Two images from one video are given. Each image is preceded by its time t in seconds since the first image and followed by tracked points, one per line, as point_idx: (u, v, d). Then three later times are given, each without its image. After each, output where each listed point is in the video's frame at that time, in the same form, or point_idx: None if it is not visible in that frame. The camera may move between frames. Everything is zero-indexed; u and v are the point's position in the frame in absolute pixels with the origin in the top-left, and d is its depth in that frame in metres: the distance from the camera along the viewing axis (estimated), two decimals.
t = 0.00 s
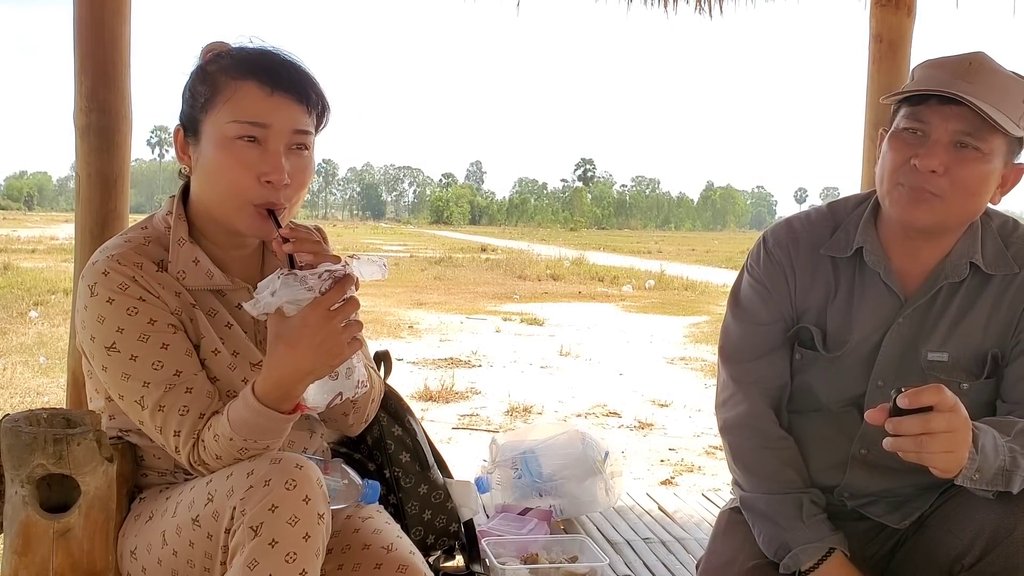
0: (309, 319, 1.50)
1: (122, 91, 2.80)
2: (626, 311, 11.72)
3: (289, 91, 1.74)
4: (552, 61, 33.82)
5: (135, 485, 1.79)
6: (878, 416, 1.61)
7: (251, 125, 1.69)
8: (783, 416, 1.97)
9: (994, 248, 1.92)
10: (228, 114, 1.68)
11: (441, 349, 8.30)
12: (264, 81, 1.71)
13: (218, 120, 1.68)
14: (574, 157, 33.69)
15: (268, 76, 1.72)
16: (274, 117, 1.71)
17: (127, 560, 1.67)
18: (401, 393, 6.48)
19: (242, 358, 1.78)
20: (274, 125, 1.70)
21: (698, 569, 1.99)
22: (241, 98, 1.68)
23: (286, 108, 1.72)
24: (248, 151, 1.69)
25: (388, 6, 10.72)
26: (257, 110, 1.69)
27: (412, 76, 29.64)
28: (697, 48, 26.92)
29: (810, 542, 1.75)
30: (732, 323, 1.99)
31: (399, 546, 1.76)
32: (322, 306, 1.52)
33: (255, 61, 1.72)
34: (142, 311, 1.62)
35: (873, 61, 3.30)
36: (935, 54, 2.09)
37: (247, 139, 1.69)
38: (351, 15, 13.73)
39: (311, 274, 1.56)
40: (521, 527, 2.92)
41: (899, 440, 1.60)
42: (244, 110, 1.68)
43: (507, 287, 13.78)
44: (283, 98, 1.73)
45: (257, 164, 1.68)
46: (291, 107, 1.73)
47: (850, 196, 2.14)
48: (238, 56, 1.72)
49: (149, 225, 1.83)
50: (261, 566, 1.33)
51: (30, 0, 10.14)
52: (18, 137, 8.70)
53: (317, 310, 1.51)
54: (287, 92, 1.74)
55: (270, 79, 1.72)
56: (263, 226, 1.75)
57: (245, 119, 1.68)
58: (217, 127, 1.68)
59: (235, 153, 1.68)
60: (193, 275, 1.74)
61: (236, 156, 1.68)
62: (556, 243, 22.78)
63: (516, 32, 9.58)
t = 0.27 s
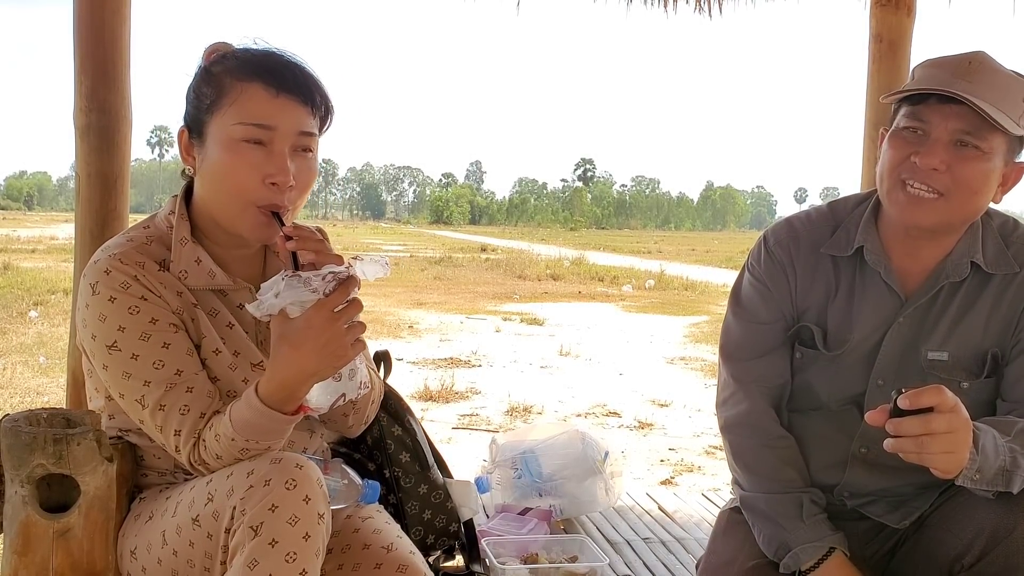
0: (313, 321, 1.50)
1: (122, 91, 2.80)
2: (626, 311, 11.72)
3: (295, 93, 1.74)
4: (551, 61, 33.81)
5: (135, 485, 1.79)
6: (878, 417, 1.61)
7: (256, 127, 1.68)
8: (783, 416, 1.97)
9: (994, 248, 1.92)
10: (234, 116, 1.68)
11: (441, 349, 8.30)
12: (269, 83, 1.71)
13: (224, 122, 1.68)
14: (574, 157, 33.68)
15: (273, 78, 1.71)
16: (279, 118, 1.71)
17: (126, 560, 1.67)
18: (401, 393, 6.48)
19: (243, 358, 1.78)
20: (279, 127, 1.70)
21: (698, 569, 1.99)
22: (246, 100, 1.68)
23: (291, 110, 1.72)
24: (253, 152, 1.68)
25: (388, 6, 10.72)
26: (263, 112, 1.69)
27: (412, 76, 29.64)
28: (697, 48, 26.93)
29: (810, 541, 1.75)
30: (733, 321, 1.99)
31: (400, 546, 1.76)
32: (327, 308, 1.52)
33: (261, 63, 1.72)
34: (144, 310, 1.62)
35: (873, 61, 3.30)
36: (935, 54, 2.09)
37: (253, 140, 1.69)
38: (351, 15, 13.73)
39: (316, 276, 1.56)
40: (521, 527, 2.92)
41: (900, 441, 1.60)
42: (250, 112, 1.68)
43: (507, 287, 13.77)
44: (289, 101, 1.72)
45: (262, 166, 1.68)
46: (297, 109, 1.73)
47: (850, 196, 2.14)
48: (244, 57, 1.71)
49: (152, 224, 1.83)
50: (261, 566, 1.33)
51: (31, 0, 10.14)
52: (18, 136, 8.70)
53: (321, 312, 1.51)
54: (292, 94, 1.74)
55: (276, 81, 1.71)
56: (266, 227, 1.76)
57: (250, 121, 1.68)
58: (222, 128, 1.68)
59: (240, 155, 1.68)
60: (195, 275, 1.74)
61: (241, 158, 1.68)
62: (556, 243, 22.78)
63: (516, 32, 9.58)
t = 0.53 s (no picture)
0: (317, 322, 1.50)
1: (122, 91, 2.80)
2: (626, 311, 11.72)
3: (300, 95, 1.73)
4: (552, 61, 33.82)
5: (135, 485, 1.79)
6: (879, 417, 1.61)
7: (261, 128, 1.68)
8: (784, 415, 1.96)
9: (996, 248, 1.91)
10: (239, 117, 1.67)
11: (441, 349, 8.30)
12: (275, 84, 1.70)
13: (229, 122, 1.68)
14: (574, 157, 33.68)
15: (279, 79, 1.71)
16: (285, 120, 1.70)
17: (127, 560, 1.67)
18: (401, 393, 6.48)
19: (245, 358, 1.78)
20: (284, 129, 1.70)
21: (698, 569, 1.99)
22: (252, 101, 1.68)
23: (296, 111, 1.72)
24: (257, 153, 1.68)
25: (388, 6, 10.72)
26: (268, 113, 1.69)
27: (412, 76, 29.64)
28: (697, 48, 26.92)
29: (810, 542, 1.75)
30: (734, 321, 1.99)
31: (400, 546, 1.76)
32: (331, 309, 1.52)
33: (267, 64, 1.71)
34: (147, 309, 1.61)
35: (873, 61, 3.30)
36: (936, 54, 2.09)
37: (257, 141, 1.69)
38: (351, 15, 13.74)
39: (320, 277, 1.55)
40: (521, 527, 2.92)
41: (900, 441, 1.60)
42: (255, 113, 1.68)
43: (507, 287, 13.77)
44: (294, 102, 1.72)
45: (266, 167, 1.68)
46: (302, 110, 1.73)
47: (852, 196, 2.14)
48: (250, 58, 1.71)
49: (155, 223, 1.83)
50: (261, 566, 1.33)
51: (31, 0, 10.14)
52: (18, 136, 8.70)
53: (325, 314, 1.51)
54: (298, 95, 1.73)
55: (282, 82, 1.71)
56: (270, 228, 1.76)
57: (255, 122, 1.68)
58: (227, 129, 1.68)
59: (244, 156, 1.67)
60: (199, 274, 1.74)
61: (246, 159, 1.67)
62: (556, 243, 22.78)
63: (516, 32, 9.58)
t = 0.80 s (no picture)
0: (320, 323, 1.50)
1: (122, 91, 2.80)
2: (626, 311, 11.72)
3: (304, 95, 1.73)
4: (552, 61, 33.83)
5: (135, 485, 1.79)
6: (878, 416, 1.61)
7: (264, 129, 1.68)
8: (784, 414, 1.96)
9: (996, 248, 1.91)
10: (243, 117, 1.67)
11: (441, 349, 8.30)
12: (279, 85, 1.70)
13: (233, 123, 1.68)
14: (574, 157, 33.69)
15: (282, 80, 1.71)
16: (288, 121, 1.70)
17: (127, 560, 1.67)
18: (401, 393, 6.48)
19: (247, 358, 1.78)
20: (288, 130, 1.70)
21: (698, 569, 1.99)
22: (256, 102, 1.68)
23: (299, 112, 1.72)
24: (260, 154, 1.68)
25: (388, 6, 10.72)
26: (272, 114, 1.68)
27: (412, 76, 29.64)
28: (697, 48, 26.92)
29: (810, 542, 1.75)
30: (734, 321, 1.99)
31: (401, 545, 1.76)
32: (333, 310, 1.52)
33: (270, 65, 1.71)
34: (150, 308, 1.61)
35: (873, 61, 3.30)
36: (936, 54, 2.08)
37: (261, 142, 1.68)
38: (352, 15, 13.74)
39: (322, 278, 1.56)
40: (521, 527, 2.92)
41: (899, 440, 1.60)
42: (259, 114, 1.68)
43: (507, 287, 13.77)
44: (298, 103, 1.72)
45: (269, 168, 1.68)
46: (305, 112, 1.73)
47: (853, 196, 2.14)
48: (254, 59, 1.71)
49: (159, 222, 1.83)
50: (262, 566, 1.33)
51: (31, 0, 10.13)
52: (18, 136, 8.71)
53: (327, 315, 1.51)
54: (302, 97, 1.73)
55: (285, 83, 1.71)
56: (273, 228, 1.76)
57: (259, 123, 1.68)
58: (230, 129, 1.68)
59: (247, 157, 1.67)
60: (202, 274, 1.74)
61: (249, 159, 1.67)
62: (556, 243, 22.78)
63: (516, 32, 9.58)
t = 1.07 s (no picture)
0: (320, 324, 1.50)
1: (122, 91, 2.80)
2: (626, 311, 11.72)
3: (305, 97, 1.73)
4: (552, 61, 33.81)
5: (135, 485, 1.79)
6: (880, 416, 1.61)
7: (264, 130, 1.68)
8: (784, 414, 1.97)
9: (997, 248, 1.92)
10: (244, 119, 1.67)
11: (441, 349, 8.30)
12: (279, 86, 1.70)
13: (234, 124, 1.68)
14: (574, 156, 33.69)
15: (282, 81, 1.71)
16: (288, 122, 1.70)
17: (126, 560, 1.67)
18: (401, 392, 6.48)
19: (247, 358, 1.78)
20: (288, 131, 1.70)
21: (698, 569, 1.99)
22: (257, 103, 1.68)
23: (300, 114, 1.72)
24: (261, 156, 1.68)
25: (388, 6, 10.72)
26: (272, 115, 1.68)
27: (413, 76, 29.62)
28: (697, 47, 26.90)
29: (810, 542, 1.75)
30: (735, 320, 1.99)
31: (402, 545, 1.76)
32: (334, 310, 1.52)
33: (271, 66, 1.71)
34: (150, 308, 1.61)
35: (873, 60, 3.30)
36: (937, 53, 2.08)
37: (261, 144, 1.69)
38: (352, 14, 13.74)
39: (323, 279, 1.56)
40: (521, 527, 2.92)
41: (901, 440, 1.60)
42: (259, 115, 1.68)
43: (507, 287, 13.77)
44: (298, 105, 1.72)
45: (270, 170, 1.68)
46: (306, 113, 1.73)
47: (854, 196, 2.14)
48: (254, 60, 1.71)
49: (159, 222, 1.83)
50: (262, 566, 1.33)
51: None
52: (18, 136, 8.70)
53: (328, 316, 1.51)
54: (302, 98, 1.73)
55: (286, 84, 1.71)
56: (273, 230, 1.76)
57: (259, 125, 1.68)
58: (231, 131, 1.68)
59: (248, 158, 1.67)
60: (202, 274, 1.74)
61: (249, 161, 1.67)
62: (555, 243, 22.77)
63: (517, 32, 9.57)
